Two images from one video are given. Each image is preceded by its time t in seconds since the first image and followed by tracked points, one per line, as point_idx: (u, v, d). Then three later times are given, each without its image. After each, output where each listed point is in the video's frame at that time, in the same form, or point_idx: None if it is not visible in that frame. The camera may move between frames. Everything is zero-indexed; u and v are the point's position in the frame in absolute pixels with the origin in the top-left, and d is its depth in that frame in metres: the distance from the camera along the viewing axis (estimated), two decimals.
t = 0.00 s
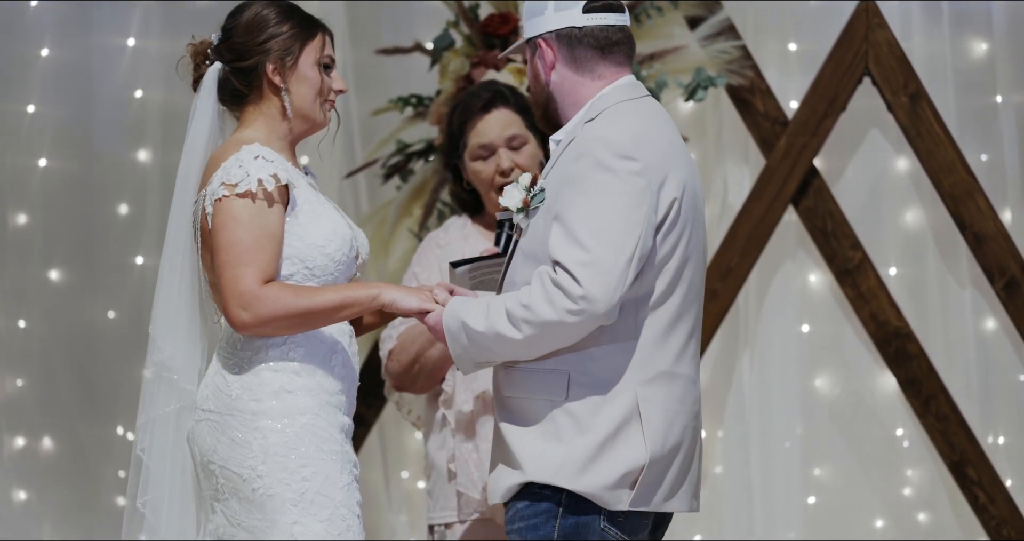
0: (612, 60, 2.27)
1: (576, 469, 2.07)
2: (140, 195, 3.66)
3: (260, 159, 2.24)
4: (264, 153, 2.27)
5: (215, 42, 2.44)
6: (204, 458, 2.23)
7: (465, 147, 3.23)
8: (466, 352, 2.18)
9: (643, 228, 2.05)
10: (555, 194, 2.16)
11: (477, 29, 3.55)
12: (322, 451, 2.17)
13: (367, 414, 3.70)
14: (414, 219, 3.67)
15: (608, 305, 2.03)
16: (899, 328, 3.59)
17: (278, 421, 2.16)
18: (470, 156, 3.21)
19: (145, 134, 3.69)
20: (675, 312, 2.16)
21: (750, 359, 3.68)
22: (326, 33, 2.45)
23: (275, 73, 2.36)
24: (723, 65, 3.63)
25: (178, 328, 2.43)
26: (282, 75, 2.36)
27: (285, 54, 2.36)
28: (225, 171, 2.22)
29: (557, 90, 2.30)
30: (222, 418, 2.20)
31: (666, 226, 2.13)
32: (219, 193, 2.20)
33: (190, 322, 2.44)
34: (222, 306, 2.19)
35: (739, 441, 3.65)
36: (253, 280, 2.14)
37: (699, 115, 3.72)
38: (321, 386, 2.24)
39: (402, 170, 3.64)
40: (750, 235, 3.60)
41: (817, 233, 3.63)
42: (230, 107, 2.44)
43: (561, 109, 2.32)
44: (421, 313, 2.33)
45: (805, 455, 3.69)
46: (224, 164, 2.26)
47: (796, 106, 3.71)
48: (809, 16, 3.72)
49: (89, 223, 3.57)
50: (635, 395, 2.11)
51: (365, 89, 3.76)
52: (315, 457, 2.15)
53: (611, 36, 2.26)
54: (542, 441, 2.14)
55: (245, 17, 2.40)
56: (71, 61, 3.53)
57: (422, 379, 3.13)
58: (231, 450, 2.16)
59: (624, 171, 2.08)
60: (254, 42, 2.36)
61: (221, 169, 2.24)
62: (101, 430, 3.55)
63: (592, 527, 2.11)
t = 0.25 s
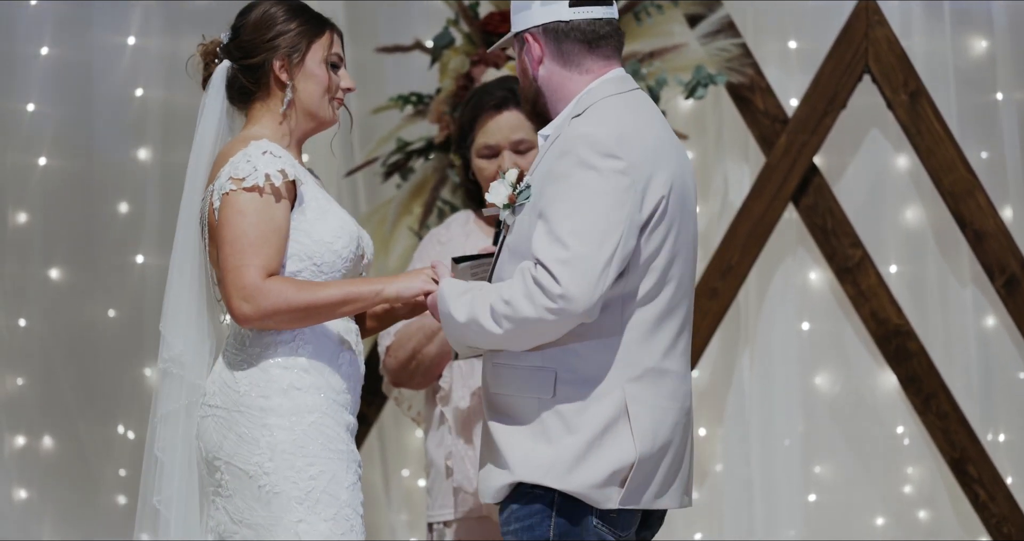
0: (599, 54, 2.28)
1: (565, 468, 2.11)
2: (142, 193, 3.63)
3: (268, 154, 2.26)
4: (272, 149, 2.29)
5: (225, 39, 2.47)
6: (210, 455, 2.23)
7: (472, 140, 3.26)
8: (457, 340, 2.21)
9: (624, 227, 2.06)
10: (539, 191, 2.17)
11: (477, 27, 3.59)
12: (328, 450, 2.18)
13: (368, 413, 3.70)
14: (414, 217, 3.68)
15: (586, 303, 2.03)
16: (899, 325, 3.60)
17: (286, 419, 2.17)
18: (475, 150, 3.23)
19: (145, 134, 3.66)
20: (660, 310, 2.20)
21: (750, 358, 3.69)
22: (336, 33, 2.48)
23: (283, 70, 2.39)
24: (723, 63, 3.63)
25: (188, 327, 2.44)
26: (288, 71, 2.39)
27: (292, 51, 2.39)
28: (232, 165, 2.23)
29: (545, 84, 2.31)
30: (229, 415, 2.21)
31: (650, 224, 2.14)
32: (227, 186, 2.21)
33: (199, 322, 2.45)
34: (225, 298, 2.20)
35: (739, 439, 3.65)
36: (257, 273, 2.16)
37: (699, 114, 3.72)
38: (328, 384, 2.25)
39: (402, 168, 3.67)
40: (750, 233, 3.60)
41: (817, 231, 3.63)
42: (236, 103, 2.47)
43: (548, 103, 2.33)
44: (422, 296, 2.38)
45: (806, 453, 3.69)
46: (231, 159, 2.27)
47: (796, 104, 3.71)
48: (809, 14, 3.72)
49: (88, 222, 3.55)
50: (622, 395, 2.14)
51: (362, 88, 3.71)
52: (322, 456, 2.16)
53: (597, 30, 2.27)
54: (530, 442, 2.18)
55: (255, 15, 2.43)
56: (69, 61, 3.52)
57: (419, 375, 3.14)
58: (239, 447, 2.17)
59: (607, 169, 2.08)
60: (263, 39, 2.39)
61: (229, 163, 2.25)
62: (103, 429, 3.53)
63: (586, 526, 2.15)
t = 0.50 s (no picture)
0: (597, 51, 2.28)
1: (561, 470, 2.12)
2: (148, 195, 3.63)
3: (273, 149, 2.29)
4: (278, 144, 2.32)
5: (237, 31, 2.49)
6: (217, 450, 2.25)
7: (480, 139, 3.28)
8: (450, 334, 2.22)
9: (608, 228, 2.06)
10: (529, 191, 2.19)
11: (484, 28, 3.61)
12: (334, 445, 2.19)
13: (374, 413, 3.70)
14: (421, 217, 3.67)
15: (565, 305, 2.04)
16: (906, 325, 3.59)
17: (293, 414, 2.18)
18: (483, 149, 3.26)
19: (151, 134, 3.66)
20: (655, 309, 2.19)
21: (757, 358, 3.70)
22: (347, 41, 2.50)
23: (287, 70, 2.40)
24: (729, 63, 3.63)
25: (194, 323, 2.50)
26: (294, 73, 2.41)
27: (300, 52, 2.40)
28: (239, 159, 2.27)
29: (542, 81, 2.31)
30: (236, 410, 2.23)
31: (638, 226, 2.14)
32: (233, 180, 2.24)
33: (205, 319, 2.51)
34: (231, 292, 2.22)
35: (745, 439, 3.67)
36: (263, 267, 2.18)
37: (705, 114, 3.72)
38: (335, 380, 2.26)
39: (408, 169, 3.66)
40: (756, 233, 3.60)
41: (823, 231, 3.63)
42: (240, 97, 2.49)
43: (545, 100, 2.33)
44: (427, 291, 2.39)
45: (813, 453, 3.69)
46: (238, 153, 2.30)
47: (802, 104, 3.72)
48: (816, 14, 3.72)
49: (94, 222, 3.56)
50: (618, 397, 2.14)
51: (366, 89, 3.71)
52: (328, 451, 2.17)
53: (593, 25, 2.27)
54: (527, 443, 2.18)
55: (269, 11, 2.45)
56: (75, 62, 3.53)
57: (421, 373, 3.19)
58: (245, 441, 2.19)
59: (591, 171, 2.08)
60: (272, 37, 2.40)
61: (236, 157, 2.29)
62: (110, 429, 3.54)
63: (591, 527, 2.17)
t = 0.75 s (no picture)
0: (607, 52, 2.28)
1: (559, 472, 2.13)
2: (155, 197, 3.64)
3: (289, 149, 2.32)
4: (294, 143, 2.36)
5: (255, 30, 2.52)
6: (217, 449, 2.32)
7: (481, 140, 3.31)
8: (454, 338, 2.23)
9: (607, 231, 2.06)
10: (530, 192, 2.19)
11: (492, 28, 3.62)
12: (331, 444, 2.24)
13: (382, 414, 3.70)
14: (429, 218, 3.68)
15: (562, 308, 2.04)
16: (914, 326, 3.59)
17: (289, 412, 2.24)
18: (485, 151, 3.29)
19: (159, 136, 3.67)
20: (661, 310, 2.19)
21: (765, 359, 3.71)
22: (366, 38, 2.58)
23: (317, 71, 2.47)
24: (737, 64, 3.63)
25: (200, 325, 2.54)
26: (323, 73, 2.48)
27: (328, 52, 2.47)
28: (254, 158, 2.30)
29: (551, 82, 2.30)
30: (234, 409, 2.30)
31: (639, 229, 2.12)
32: (247, 179, 2.27)
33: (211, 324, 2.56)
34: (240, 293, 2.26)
35: (754, 439, 3.69)
36: (272, 270, 2.21)
37: (713, 115, 3.72)
38: (332, 380, 2.31)
39: (416, 170, 3.66)
40: (764, 234, 3.60)
41: (831, 232, 3.63)
42: (262, 95, 2.54)
43: (552, 100, 2.32)
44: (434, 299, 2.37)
45: (821, 454, 3.69)
46: (254, 151, 2.34)
47: (810, 105, 3.71)
48: (825, 15, 3.72)
49: (102, 224, 3.55)
50: (617, 400, 2.15)
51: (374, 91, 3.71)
52: (324, 449, 2.23)
53: (603, 25, 2.26)
54: (527, 445, 2.20)
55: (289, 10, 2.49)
56: (84, 63, 3.53)
57: (423, 374, 3.23)
58: (243, 441, 2.25)
59: (591, 173, 2.08)
60: (301, 37, 2.46)
61: (251, 156, 2.32)
62: (118, 430, 3.55)
63: (595, 530, 2.17)
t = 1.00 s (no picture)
0: (622, 53, 2.34)
1: (560, 471, 2.15)
2: (159, 198, 3.63)
3: (276, 163, 2.31)
4: (281, 156, 2.34)
5: (245, 30, 2.55)
6: (223, 454, 2.33)
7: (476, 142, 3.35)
8: (459, 340, 2.25)
9: (622, 229, 2.09)
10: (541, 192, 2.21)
11: (493, 30, 3.64)
12: (335, 448, 2.24)
13: (384, 415, 3.70)
14: (431, 219, 3.67)
15: (581, 305, 2.06)
16: (916, 326, 3.59)
17: (292, 417, 2.24)
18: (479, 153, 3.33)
19: (163, 135, 3.64)
20: (662, 313, 2.23)
21: (769, 359, 3.71)
22: (356, 35, 2.60)
23: (311, 77, 2.51)
24: (739, 65, 3.63)
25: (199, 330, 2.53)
26: (316, 78, 2.51)
27: (321, 57, 2.50)
28: (241, 175, 2.29)
29: (566, 81, 2.35)
30: (239, 414, 2.31)
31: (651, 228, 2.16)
32: (236, 198, 2.27)
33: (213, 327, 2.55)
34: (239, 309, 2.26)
35: (757, 439, 3.69)
36: (270, 287, 2.22)
37: (716, 115, 3.71)
38: (336, 382, 2.31)
39: (419, 171, 3.67)
40: (766, 235, 3.60)
41: (833, 233, 3.63)
42: (255, 97, 2.57)
43: (565, 100, 2.37)
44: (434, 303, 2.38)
45: (824, 454, 3.69)
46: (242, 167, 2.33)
47: (813, 105, 3.71)
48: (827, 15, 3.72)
49: (104, 226, 3.56)
50: (620, 400, 2.17)
51: (376, 91, 3.70)
52: (328, 454, 2.23)
53: (623, 27, 2.32)
54: (529, 445, 2.21)
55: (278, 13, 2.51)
56: (86, 65, 3.53)
57: (420, 377, 3.27)
58: (247, 447, 2.26)
59: (607, 171, 2.11)
60: (292, 43, 2.49)
61: (239, 172, 2.31)
62: (122, 431, 3.54)
63: (597, 528, 2.19)
